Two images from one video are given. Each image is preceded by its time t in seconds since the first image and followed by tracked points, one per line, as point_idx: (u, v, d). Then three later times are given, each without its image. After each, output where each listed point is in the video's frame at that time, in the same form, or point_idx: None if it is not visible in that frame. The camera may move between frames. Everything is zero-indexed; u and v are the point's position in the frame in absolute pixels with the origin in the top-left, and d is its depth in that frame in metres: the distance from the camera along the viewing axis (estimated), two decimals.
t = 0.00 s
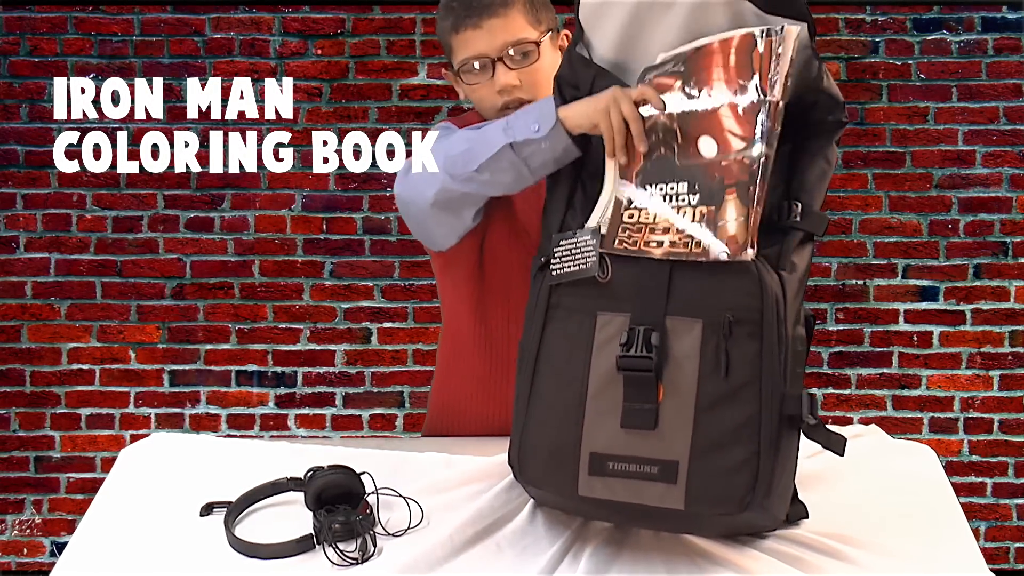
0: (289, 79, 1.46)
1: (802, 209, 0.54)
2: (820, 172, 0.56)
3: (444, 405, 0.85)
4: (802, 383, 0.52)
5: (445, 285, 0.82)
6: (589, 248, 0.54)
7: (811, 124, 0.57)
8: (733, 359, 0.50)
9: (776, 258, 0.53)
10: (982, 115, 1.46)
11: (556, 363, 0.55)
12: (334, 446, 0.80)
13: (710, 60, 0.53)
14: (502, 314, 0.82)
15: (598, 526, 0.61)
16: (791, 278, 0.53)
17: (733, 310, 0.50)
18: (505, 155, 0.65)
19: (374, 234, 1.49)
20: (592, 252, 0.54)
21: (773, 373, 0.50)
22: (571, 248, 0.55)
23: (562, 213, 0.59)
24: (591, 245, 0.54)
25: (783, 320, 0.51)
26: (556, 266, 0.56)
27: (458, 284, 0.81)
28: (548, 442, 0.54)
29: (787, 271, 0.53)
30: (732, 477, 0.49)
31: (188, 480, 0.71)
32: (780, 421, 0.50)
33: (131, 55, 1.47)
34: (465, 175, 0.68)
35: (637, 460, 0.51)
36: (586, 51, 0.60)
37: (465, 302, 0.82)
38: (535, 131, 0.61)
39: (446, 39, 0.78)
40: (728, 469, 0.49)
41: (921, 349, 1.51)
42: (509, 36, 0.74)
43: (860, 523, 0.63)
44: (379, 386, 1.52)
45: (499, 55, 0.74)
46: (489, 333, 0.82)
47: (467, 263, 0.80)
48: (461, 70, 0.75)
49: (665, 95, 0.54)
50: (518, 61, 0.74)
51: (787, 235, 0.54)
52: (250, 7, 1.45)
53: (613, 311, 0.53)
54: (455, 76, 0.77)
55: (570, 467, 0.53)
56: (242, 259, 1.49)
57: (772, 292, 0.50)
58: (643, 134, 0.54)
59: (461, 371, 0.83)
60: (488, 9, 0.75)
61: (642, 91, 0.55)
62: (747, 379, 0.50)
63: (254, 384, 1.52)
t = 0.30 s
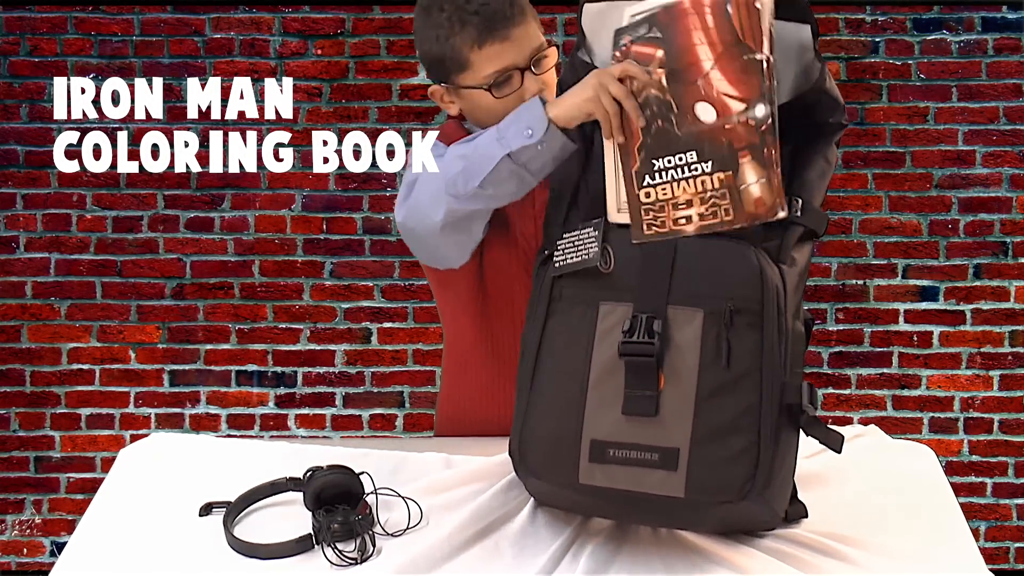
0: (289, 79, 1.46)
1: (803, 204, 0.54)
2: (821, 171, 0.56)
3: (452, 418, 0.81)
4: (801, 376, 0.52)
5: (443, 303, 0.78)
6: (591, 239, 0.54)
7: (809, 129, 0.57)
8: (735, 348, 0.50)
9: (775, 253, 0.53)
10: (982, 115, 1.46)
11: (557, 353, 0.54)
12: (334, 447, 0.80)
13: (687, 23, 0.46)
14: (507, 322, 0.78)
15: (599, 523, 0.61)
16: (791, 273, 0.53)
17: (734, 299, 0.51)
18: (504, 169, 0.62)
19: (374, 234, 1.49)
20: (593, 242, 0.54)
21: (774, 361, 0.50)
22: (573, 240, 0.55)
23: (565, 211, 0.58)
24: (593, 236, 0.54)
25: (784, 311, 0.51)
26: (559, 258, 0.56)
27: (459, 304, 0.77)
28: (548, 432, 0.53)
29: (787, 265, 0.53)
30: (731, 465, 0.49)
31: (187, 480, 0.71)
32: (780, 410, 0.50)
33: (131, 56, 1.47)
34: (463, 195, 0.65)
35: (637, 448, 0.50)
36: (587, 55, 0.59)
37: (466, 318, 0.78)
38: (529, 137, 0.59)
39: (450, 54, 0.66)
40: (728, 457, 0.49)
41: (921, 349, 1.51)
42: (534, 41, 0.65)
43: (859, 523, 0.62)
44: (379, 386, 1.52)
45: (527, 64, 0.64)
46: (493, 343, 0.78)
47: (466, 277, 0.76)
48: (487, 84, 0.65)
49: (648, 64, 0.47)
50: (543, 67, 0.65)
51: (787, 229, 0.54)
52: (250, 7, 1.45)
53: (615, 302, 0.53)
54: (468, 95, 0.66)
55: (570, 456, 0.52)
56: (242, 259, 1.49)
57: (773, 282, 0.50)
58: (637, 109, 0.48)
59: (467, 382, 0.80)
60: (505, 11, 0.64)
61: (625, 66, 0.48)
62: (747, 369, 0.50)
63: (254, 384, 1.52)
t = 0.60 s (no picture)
0: (288, 80, 1.46)
1: (804, 204, 0.53)
2: (820, 173, 0.56)
3: (458, 419, 0.81)
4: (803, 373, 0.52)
5: (450, 310, 0.77)
6: (593, 237, 0.54)
7: (811, 131, 0.56)
8: (736, 345, 0.50)
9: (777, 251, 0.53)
10: (981, 115, 1.46)
11: (560, 349, 0.54)
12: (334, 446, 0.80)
13: None
14: (514, 327, 0.77)
15: (599, 522, 0.61)
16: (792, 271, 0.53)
17: (736, 296, 0.51)
18: (513, 165, 0.63)
19: (374, 234, 1.49)
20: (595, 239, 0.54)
21: (776, 357, 0.50)
22: (576, 238, 0.55)
23: (568, 213, 0.59)
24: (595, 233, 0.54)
25: (785, 307, 0.51)
26: (561, 255, 0.56)
27: (465, 309, 0.76)
28: (550, 429, 0.53)
29: (788, 263, 0.53)
30: (732, 460, 0.49)
31: (187, 480, 0.71)
32: (781, 406, 0.50)
33: (131, 55, 1.47)
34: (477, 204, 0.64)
35: (638, 443, 0.50)
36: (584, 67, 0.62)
37: (473, 324, 0.77)
38: (526, 126, 0.61)
39: (451, 71, 0.65)
40: (729, 452, 0.49)
41: (921, 349, 1.51)
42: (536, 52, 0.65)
43: (858, 523, 0.63)
44: (379, 386, 1.52)
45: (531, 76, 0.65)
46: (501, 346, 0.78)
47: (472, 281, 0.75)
48: (493, 100, 0.65)
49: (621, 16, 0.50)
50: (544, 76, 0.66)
51: (788, 227, 0.53)
52: (250, 7, 1.45)
53: (616, 298, 0.53)
54: (471, 112, 0.66)
55: (571, 452, 0.52)
56: (242, 259, 1.49)
57: (774, 279, 0.51)
58: (619, 60, 0.51)
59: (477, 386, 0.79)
60: (506, 26, 0.63)
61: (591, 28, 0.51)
62: (748, 365, 0.50)
63: (254, 384, 1.52)
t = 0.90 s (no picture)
0: (289, 79, 1.46)
1: (801, 205, 0.53)
2: (818, 172, 0.56)
3: (457, 418, 0.81)
4: (802, 376, 0.52)
5: (455, 311, 0.78)
6: (590, 241, 0.54)
7: (810, 128, 0.55)
8: (733, 349, 0.50)
9: (774, 252, 0.53)
10: (982, 115, 1.46)
11: (557, 354, 0.54)
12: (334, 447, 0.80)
13: None
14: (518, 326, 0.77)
15: (598, 523, 0.61)
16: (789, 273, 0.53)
17: (733, 300, 0.51)
18: (507, 139, 0.58)
19: (374, 234, 1.49)
20: (592, 244, 0.54)
21: (774, 360, 0.50)
22: (573, 242, 0.55)
23: (564, 212, 0.58)
24: (591, 237, 0.54)
25: (783, 311, 0.51)
26: (558, 259, 0.56)
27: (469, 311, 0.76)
28: (548, 434, 0.53)
29: (786, 265, 0.53)
30: (731, 465, 0.49)
31: (187, 480, 0.71)
32: (779, 409, 0.50)
33: (131, 55, 1.47)
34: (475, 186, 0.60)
35: (636, 449, 0.50)
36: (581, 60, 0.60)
37: (477, 323, 0.77)
38: (512, 96, 0.57)
39: (440, 65, 0.65)
40: (727, 457, 0.49)
41: (921, 349, 1.51)
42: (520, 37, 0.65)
43: (857, 523, 0.62)
44: (379, 386, 1.52)
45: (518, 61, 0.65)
46: (502, 352, 0.78)
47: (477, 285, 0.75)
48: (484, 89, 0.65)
49: None
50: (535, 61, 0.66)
51: (786, 229, 0.53)
52: (250, 7, 1.46)
53: (614, 303, 0.53)
54: (464, 104, 0.66)
55: (570, 457, 0.52)
56: (242, 259, 1.49)
57: (772, 282, 0.51)
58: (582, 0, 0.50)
59: (477, 388, 0.79)
60: (486, 13, 0.64)
61: None
62: (747, 368, 0.50)
63: (254, 384, 1.52)
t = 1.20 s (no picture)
0: (288, 80, 1.46)
1: (802, 204, 0.53)
2: (818, 173, 0.56)
3: (459, 419, 0.81)
4: (802, 376, 0.52)
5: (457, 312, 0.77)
6: (591, 236, 0.55)
7: (810, 132, 0.56)
8: (734, 344, 0.50)
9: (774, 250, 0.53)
10: (982, 115, 1.46)
11: (558, 348, 0.54)
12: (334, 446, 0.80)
13: None
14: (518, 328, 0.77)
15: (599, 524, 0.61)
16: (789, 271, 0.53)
17: (734, 295, 0.51)
18: (530, 142, 0.59)
19: (374, 234, 1.49)
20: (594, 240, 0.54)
21: (774, 355, 0.50)
22: (574, 238, 0.55)
23: (567, 211, 0.59)
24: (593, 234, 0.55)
25: (783, 308, 0.51)
26: (559, 255, 0.56)
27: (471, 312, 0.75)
28: (548, 428, 0.53)
29: (786, 263, 0.53)
30: (731, 459, 0.49)
31: (186, 480, 0.71)
32: (779, 406, 0.50)
33: (131, 56, 1.47)
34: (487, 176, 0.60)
35: (637, 442, 0.50)
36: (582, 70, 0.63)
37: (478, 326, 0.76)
38: (552, 104, 0.58)
39: (436, 66, 0.65)
40: (728, 451, 0.49)
41: (921, 349, 1.51)
42: (517, 34, 0.64)
43: (856, 523, 0.62)
44: (379, 386, 1.52)
45: (513, 59, 0.64)
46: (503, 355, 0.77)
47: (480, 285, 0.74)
48: (477, 85, 0.64)
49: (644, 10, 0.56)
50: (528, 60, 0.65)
51: (786, 227, 0.53)
52: (250, 7, 1.46)
53: (615, 298, 0.53)
54: (459, 103, 0.65)
55: (571, 450, 0.52)
56: (242, 259, 1.49)
57: (772, 278, 0.51)
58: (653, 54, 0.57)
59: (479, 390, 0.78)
60: (477, 12, 0.64)
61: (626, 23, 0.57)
62: (747, 363, 0.50)
63: (254, 384, 1.52)
